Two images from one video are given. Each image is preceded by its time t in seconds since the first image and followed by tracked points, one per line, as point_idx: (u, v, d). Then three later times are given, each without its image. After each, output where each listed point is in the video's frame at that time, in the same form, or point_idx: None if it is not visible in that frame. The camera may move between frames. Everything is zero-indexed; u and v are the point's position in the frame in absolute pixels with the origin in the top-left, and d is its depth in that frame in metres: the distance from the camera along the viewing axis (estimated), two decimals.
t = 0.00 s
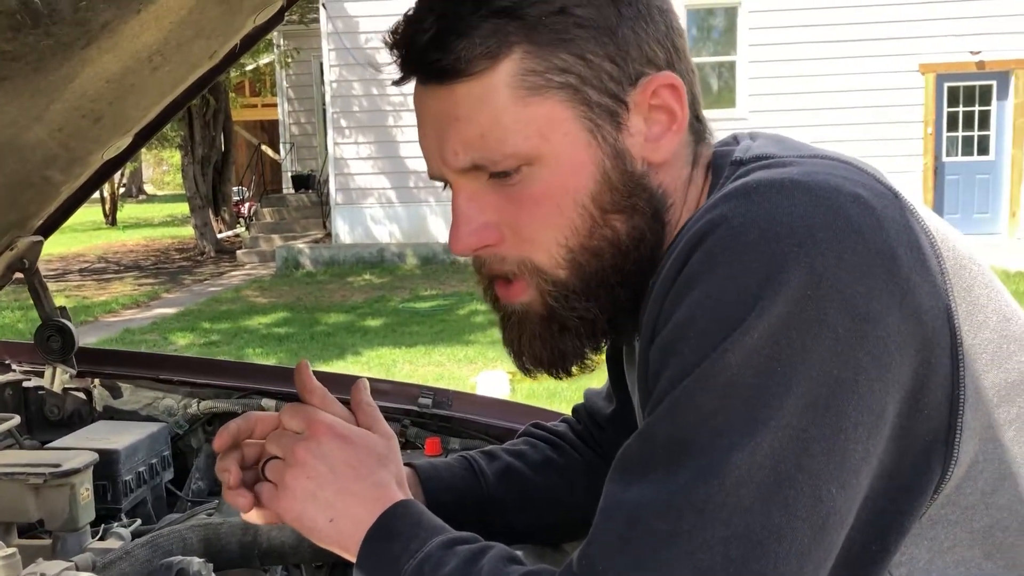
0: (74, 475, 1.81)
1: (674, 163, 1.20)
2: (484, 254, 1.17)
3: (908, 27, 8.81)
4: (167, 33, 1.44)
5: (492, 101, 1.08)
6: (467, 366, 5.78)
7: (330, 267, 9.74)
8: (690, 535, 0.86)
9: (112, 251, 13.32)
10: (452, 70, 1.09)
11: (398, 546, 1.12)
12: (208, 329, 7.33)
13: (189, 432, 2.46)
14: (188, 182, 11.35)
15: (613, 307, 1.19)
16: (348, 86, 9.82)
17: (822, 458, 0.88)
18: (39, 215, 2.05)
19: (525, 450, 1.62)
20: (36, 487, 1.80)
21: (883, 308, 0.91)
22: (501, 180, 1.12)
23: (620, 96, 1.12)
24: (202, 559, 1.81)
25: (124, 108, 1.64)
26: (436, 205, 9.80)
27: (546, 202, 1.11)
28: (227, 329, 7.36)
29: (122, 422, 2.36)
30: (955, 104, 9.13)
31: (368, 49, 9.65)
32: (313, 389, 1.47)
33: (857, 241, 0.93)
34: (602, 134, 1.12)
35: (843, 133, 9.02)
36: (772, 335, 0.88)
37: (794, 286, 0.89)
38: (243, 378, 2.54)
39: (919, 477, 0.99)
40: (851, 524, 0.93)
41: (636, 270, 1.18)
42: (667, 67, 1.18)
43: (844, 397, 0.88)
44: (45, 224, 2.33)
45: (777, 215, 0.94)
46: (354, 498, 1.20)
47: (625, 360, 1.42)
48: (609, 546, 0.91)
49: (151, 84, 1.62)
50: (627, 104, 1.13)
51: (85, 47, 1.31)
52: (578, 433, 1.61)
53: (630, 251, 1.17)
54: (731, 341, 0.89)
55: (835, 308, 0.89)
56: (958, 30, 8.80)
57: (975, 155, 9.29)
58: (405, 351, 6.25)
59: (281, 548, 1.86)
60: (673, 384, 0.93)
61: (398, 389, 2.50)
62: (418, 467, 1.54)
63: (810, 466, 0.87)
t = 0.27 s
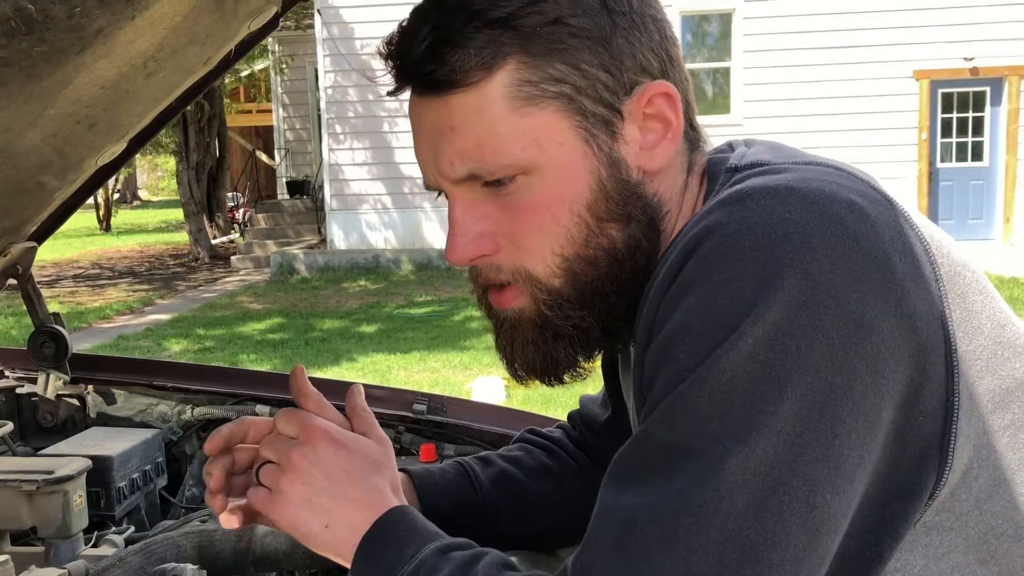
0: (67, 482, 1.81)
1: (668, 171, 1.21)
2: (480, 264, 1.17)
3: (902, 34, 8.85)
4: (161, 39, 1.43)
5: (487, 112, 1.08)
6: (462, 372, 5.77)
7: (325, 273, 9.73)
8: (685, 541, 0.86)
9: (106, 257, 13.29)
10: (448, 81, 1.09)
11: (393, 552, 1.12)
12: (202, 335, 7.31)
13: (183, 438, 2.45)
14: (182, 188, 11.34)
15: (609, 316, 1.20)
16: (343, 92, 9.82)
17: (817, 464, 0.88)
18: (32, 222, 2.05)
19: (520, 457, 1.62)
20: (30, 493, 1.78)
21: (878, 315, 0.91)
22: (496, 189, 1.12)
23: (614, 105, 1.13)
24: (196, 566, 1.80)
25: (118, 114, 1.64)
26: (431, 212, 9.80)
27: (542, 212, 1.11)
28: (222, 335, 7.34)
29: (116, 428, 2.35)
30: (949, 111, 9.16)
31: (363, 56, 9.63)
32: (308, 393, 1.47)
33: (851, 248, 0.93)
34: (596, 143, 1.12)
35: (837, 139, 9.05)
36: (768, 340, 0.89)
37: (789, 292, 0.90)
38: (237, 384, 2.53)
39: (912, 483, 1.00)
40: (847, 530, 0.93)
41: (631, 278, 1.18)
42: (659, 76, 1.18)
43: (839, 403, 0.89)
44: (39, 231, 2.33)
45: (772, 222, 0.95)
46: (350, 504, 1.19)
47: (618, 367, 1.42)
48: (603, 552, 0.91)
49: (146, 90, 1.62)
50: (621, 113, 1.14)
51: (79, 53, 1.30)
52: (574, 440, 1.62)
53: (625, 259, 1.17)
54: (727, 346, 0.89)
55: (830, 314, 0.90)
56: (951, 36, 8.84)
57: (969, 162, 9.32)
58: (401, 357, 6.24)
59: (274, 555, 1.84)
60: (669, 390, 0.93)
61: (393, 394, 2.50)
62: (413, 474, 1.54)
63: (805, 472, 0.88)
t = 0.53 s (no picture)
0: (63, 489, 1.81)
1: (658, 183, 1.21)
2: (472, 275, 1.18)
3: (899, 43, 8.88)
4: (160, 46, 1.40)
5: (477, 125, 1.09)
6: (459, 380, 5.77)
7: (322, 280, 9.73)
8: (676, 550, 0.87)
9: (103, 264, 13.29)
10: (438, 96, 1.10)
11: (388, 559, 1.13)
12: (199, 342, 7.31)
13: (179, 446, 2.46)
14: (180, 195, 11.34)
15: (600, 328, 1.20)
16: (341, 99, 9.84)
17: (806, 472, 0.88)
18: (30, 229, 2.04)
19: (516, 465, 1.62)
20: (26, 501, 1.79)
21: (866, 324, 0.92)
22: (487, 202, 1.13)
23: (604, 119, 1.14)
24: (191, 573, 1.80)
25: (117, 122, 1.56)
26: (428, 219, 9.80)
27: (532, 224, 1.12)
28: (219, 342, 7.34)
29: (112, 435, 2.35)
30: (946, 119, 9.19)
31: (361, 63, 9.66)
32: (309, 398, 1.47)
33: (839, 257, 0.94)
34: (586, 156, 1.13)
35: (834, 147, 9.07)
36: (756, 349, 0.89)
37: (777, 301, 0.90)
38: (233, 392, 2.54)
39: (903, 491, 1.00)
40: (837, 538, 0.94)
41: (622, 291, 1.19)
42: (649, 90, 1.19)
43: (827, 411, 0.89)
44: (35, 238, 2.33)
45: (760, 232, 0.95)
46: (344, 512, 1.20)
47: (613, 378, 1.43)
48: (595, 561, 0.91)
49: (147, 99, 1.55)
50: (611, 126, 1.15)
51: (78, 62, 1.30)
52: (570, 448, 1.62)
53: (617, 271, 1.18)
54: (717, 354, 0.90)
55: (819, 323, 0.90)
56: (948, 45, 8.87)
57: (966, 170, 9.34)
58: (398, 364, 6.24)
59: (270, 562, 1.82)
60: (659, 398, 0.94)
61: (389, 402, 2.50)
62: (410, 481, 1.54)
63: (795, 479, 0.88)
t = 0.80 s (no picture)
0: (68, 494, 1.81)
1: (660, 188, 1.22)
2: (473, 279, 1.19)
3: (898, 51, 8.91)
4: (164, 55, 1.41)
5: (480, 132, 1.11)
6: (460, 387, 5.77)
7: (323, 288, 9.75)
8: (678, 551, 0.88)
9: (104, 271, 13.30)
10: (441, 102, 1.11)
11: (391, 561, 1.13)
12: (200, 350, 7.32)
13: (182, 452, 2.47)
14: (182, 202, 11.37)
15: (601, 332, 1.21)
16: (343, 107, 9.86)
17: (807, 474, 0.89)
18: (35, 236, 2.05)
19: (519, 469, 1.63)
20: (30, 505, 1.79)
21: (866, 328, 0.93)
22: (489, 206, 1.14)
23: (605, 125, 1.15)
24: None
25: (122, 128, 1.60)
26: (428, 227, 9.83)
27: (533, 229, 1.13)
28: (220, 349, 7.34)
29: (116, 441, 2.36)
30: (946, 127, 9.21)
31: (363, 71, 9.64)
32: (314, 401, 1.49)
33: (839, 261, 0.95)
34: (587, 162, 1.14)
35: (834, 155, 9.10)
36: (758, 352, 0.90)
37: (778, 304, 0.91)
38: (236, 398, 2.55)
39: (903, 493, 1.01)
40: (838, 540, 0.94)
41: (622, 295, 1.20)
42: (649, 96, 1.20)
43: (828, 413, 0.90)
44: (41, 244, 2.34)
45: (762, 236, 0.96)
46: (348, 514, 1.20)
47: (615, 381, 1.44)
48: (598, 562, 0.92)
49: (152, 105, 1.57)
50: (612, 132, 1.16)
51: (84, 69, 1.31)
52: (572, 453, 1.63)
53: (618, 275, 1.19)
54: (718, 357, 0.91)
55: (819, 326, 0.91)
56: (948, 54, 8.90)
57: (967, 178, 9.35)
58: (399, 372, 6.25)
59: (274, 566, 1.84)
60: (662, 400, 0.95)
61: (392, 407, 2.51)
62: (413, 484, 1.55)
63: (796, 481, 0.89)
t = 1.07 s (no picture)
0: (71, 500, 1.81)
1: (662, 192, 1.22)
2: (475, 283, 1.19)
3: (901, 56, 8.91)
4: (167, 61, 1.41)
5: (481, 135, 1.11)
6: (464, 394, 5.76)
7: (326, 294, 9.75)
8: (684, 554, 0.87)
9: (108, 279, 13.31)
10: (443, 106, 1.11)
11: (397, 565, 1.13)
12: (203, 357, 7.32)
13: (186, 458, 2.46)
14: (185, 210, 11.39)
15: (603, 336, 1.21)
16: (346, 114, 9.88)
17: (812, 477, 0.89)
18: (39, 242, 2.06)
19: (523, 474, 1.62)
20: (34, 512, 1.80)
21: (871, 330, 0.93)
22: (491, 211, 1.14)
23: (607, 129, 1.14)
24: None
25: (125, 136, 1.61)
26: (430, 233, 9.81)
27: (535, 234, 1.13)
28: (223, 356, 7.34)
29: (120, 447, 2.36)
30: (950, 132, 9.21)
31: (365, 78, 9.70)
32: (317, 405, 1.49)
33: (844, 264, 0.94)
34: (589, 166, 1.14)
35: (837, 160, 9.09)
36: (762, 355, 0.90)
37: (782, 307, 0.91)
38: (239, 404, 2.55)
39: (910, 497, 1.00)
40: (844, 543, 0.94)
41: (625, 299, 1.19)
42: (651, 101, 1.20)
43: (833, 416, 0.90)
44: (45, 251, 2.35)
45: (766, 238, 0.96)
46: (354, 517, 1.20)
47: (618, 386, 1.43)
48: (603, 566, 0.91)
49: (155, 112, 1.58)
50: (614, 136, 1.15)
51: (86, 76, 1.30)
52: (577, 458, 1.62)
53: (620, 279, 1.18)
54: (723, 359, 0.91)
55: (824, 329, 0.91)
56: (951, 59, 8.90)
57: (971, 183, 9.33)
58: (402, 378, 6.24)
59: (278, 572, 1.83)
60: (666, 403, 0.95)
61: (396, 413, 2.51)
62: (416, 489, 1.55)
63: (801, 484, 0.88)
